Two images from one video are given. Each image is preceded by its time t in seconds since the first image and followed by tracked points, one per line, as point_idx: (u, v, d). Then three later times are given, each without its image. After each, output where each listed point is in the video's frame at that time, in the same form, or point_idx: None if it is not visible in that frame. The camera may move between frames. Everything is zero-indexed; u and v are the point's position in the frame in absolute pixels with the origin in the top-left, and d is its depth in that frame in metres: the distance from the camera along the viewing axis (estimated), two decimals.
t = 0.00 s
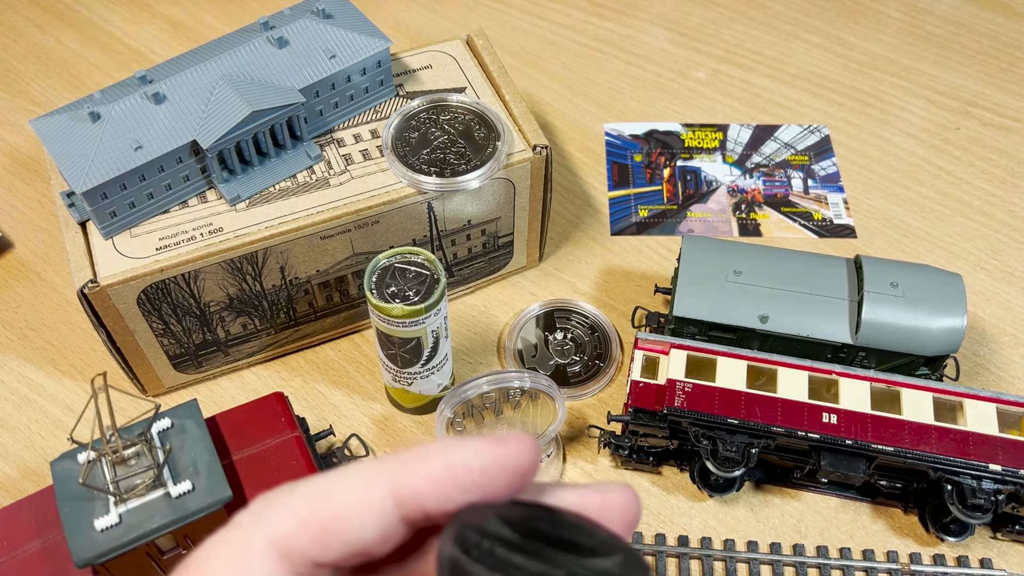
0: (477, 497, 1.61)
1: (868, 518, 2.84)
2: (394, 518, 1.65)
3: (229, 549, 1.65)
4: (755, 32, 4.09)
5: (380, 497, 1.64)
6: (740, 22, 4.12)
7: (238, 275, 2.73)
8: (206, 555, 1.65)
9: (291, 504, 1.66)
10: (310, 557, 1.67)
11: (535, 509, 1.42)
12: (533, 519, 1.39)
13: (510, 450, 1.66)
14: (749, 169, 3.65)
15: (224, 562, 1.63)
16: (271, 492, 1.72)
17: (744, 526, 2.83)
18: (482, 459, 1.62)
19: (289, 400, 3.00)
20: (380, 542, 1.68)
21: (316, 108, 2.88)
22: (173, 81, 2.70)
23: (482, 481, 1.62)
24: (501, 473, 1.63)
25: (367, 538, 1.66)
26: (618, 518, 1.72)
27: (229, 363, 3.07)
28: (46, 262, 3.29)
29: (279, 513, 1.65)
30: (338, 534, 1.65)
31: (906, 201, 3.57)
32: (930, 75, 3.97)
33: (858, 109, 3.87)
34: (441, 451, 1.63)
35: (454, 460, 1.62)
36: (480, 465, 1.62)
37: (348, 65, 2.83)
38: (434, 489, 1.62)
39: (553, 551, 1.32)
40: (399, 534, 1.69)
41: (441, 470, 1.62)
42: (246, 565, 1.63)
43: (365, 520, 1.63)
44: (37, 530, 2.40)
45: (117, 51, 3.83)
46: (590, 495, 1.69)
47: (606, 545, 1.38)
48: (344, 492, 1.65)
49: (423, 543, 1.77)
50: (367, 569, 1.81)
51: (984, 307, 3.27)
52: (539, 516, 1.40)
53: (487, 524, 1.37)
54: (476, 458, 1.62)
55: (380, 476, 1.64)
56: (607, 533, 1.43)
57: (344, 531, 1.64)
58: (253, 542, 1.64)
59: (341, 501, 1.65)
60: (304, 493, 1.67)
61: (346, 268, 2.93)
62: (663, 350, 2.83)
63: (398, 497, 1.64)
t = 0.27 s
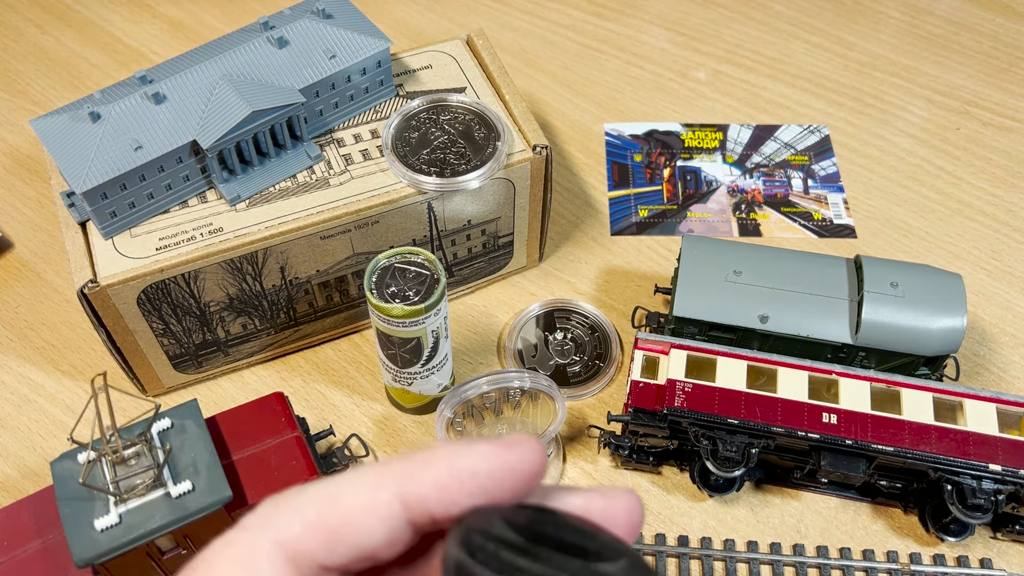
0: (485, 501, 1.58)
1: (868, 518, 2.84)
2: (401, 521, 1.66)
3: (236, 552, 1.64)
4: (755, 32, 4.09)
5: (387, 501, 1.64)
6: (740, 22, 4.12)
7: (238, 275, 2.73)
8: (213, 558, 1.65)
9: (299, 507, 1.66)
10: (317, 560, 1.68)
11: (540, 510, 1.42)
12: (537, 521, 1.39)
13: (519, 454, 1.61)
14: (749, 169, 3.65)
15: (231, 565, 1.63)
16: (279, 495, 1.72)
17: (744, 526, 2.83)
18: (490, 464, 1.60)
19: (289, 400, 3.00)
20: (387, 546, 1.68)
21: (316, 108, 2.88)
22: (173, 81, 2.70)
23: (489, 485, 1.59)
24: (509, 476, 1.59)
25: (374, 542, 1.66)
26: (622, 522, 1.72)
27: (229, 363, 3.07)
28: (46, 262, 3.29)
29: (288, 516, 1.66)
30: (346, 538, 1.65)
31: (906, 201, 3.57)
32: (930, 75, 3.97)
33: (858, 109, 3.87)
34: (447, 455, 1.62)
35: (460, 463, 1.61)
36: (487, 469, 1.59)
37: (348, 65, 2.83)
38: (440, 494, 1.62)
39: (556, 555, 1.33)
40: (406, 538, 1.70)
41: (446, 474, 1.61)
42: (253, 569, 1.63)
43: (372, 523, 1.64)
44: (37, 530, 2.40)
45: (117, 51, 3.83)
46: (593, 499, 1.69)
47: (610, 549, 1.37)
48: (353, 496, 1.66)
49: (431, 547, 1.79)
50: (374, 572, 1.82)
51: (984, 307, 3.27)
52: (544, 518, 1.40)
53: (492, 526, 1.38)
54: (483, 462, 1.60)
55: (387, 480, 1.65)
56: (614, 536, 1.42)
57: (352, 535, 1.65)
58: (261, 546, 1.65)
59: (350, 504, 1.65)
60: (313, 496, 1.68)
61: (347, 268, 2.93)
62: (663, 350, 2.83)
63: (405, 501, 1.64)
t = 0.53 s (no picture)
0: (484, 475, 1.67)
1: (868, 518, 2.84)
2: (399, 512, 1.66)
3: (232, 557, 1.62)
4: (755, 32, 4.09)
5: (385, 493, 1.64)
6: (740, 22, 4.12)
7: (238, 275, 2.73)
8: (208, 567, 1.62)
9: (291, 507, 1.65)
10: (316, 561, 1.66)
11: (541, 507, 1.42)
12: (538, 518, 1.39)
13: (510, 429, 1.70)
14: (749, 169, 3.65)
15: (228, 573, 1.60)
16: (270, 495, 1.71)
17: (744, 526, 2.83)
18: (484, 443, 1.67)
19: (289, 400, 3.00)
20: (387, 539, 1.67)
21: (316, 108, 2.88)
22: (173, 81, 2.70)
23: (485, 462, 1.68)
24: (504, 451, 1.68)
25: (373, 538, 1.66)
26: (622, 520, 1.72)
27: (229, 362, 3.07)
28: (46, 262, 3.29)
29: (281, 517, 1.64)
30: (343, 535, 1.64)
31: (906, 201, 3.57)
32: (930, 75, 3.97)
33: (858, 109, 3.87)
34: (442, 439, 1.67)
35: (456, 445, 1.66)
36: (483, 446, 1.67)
37: (348, 65, 2.83)
38: (438, 478, 1.66)
39: (555, 551, 1.33)
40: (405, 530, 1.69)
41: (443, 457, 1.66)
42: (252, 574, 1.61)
43: (370, 518, 1.63)
44: (37, 530, 2.40)
45: (117, 51, 3.83)
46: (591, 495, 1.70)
47: (610, 546, 1.37)
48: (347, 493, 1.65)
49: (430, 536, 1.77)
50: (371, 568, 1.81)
51: (984, 308, 3.27)
52: (545, 513, 1.40)
53: (493, 522, 1.38)
54: (478, 443, 1.67)
55: (382, 472, 1.65)
56: (615, 533, 1.42)
57: (350, 530, 1.64)
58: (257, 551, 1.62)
59: (345, 501, 1.64)
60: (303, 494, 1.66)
61: (346, 268, 2.93)
62: (663, 350, 2.83)
63: (403, 491, 1.65)
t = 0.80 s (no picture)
0: (488, 502, 1.53)
1: (868, 519, 2.84)
2: (404, 524, 1.69)
3: (238, 562, 1.71)
4: (755, 32, 4.09)
5: (389, 506, 1.67)
6: (740, 22, 4.12)
7: (238, 275, 2.73)
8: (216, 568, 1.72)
9: (296, 517, 1.71)
10: (320, 566, 1.73)
11: (534, 511, 1.45)
12: (532, 520, 1.42)
13: (523, 450, 1.61)
14: (749, 169, 3.65)
15: None
16: (277, 501, 1.78)
17: (744, 526, 2.83)
18: (493, 464, 1.57)
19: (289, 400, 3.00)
20: (392, 547, 1.72)
21: (316, 108, 2.88)
22: (173, 81, 2.70)
23: (495, 484, 1.54)
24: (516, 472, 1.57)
25: (377, 546, 1.71)
26: (620, 524, 1.72)
27: (230, 363, 3.07)
28: (46, 262, 3.29)
29: (286, 527, 1.71)
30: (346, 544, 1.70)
31: (906, 201, 3.57)
32: (930, 75, 3.97)
33: (858, 109, 3.87)
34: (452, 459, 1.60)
35: (465, 464, 1.58)
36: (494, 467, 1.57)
37: (348, 65, 2.83)
38: (445, 496, 1.59)
39: (549, 550, 1.34)
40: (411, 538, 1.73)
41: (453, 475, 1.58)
42: None
43: (373, 530, 1.69)
44: (37, 530, 2.40)
45: (117, 51, 3.83)
46: (590, 499, 1.72)
47: (604, 545, 1.38)
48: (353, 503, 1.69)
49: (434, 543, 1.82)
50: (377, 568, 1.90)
51: (984, 308, 3.27)
52: (538, 517, 1.43)
53: (486, 525, 1.41)
54: (487, 461, 1.57)
55: (389, 486, 1.67)
56: (608, 534, 1.44)
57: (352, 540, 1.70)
58: (263, 557, 1.71)
59: (349, 512, 1.69)
60: (311, 503, 1.72)
61: (347, 268, 2.93)
62: (663, 350, 2.82)
63: (408, 504, 1.67)
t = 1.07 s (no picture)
0: (465, 474, 1.60)
1: (868, 519, 2.84)
2: (385, 498, 1.72)
3: (222, 538, 1.72)
4: (755, 32, 4.09)
5: (370, 480, 1.71)
6: (740, 23, 4.12)
7: (237, 275, 2.73)
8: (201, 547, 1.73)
9: (280, 491, 1.73)
10: (303, 542, 1.74)
11: (512, 485, 1.51)
12: (507, 492, 1.48)
13: (501, 425, 1.70)
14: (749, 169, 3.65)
15: (218, 554, 1.70)
16: (261, 480, 1.79)
17: (744, 526, 2.83)
18: (472, 439, 1.65)
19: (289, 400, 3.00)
20: (373, 522, 1.74)
21: (316, 108, 2.88)
22: (173, 81, 2.70)
23: (472, 457, 1.62)
24: (493, 444, 1.66)
25: (357, 520, 1.73)
26: (601, 494, 1.89)
27: (229, 363, 3.07)
28: (46, 262, 3.29)
29: (270, 500, 1.72)
30: (330, 519, 1.72)
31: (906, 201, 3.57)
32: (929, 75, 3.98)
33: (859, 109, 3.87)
34: (430, 433, 1.68)
35: (445, 438, 1.65)
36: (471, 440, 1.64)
37: (348, 64, 2.83)
38: (423, 469, 1.65)
39: (523, 517, 1.39)
40: (392, 514, 1.76)
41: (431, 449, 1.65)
42: (240, 553, 1.70)
43: (355, 503, 1.71)
44: (37, 530, 2.40)
45: (117, 51, 3.83)
46: (570, 473, 1.89)
47: (579, 511, 1.43)
48: (334, 478, 1.72)
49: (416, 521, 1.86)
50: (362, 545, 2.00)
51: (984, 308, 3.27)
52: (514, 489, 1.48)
53: (461, 497, 1.47)
54: (466, 436, 1.65)
55: (369, 460, 1.72)
56: (585, 502, 1.49)
57: (334, 514, 1.71)
58: (247, 529, 1.72)
59: (331, 486, 1.72)
60: (294, 478, 1.74)
61: (346, 268, 2.93)
62: (664, 350, 2.81)
63: (388, 477, 1.70)
